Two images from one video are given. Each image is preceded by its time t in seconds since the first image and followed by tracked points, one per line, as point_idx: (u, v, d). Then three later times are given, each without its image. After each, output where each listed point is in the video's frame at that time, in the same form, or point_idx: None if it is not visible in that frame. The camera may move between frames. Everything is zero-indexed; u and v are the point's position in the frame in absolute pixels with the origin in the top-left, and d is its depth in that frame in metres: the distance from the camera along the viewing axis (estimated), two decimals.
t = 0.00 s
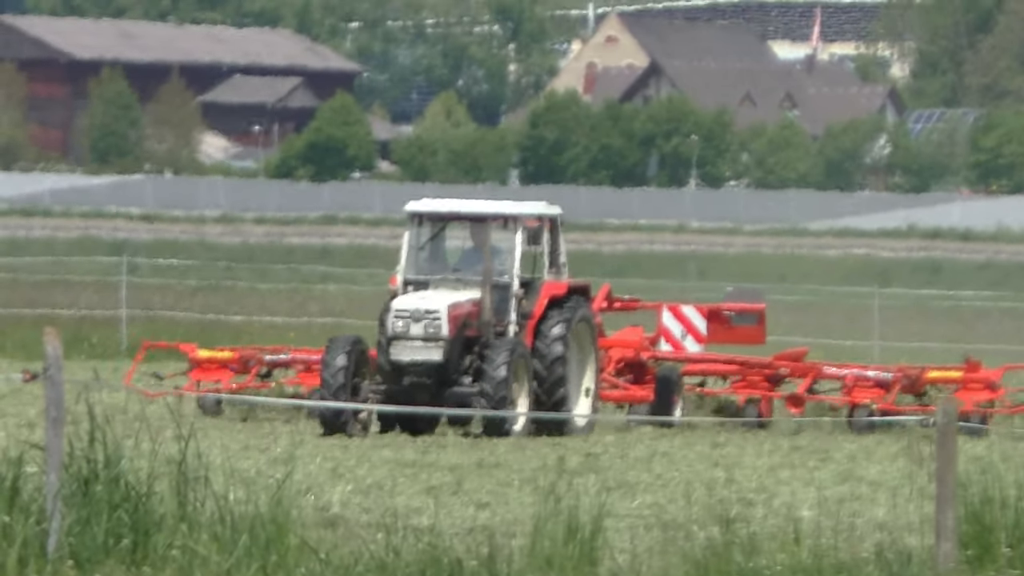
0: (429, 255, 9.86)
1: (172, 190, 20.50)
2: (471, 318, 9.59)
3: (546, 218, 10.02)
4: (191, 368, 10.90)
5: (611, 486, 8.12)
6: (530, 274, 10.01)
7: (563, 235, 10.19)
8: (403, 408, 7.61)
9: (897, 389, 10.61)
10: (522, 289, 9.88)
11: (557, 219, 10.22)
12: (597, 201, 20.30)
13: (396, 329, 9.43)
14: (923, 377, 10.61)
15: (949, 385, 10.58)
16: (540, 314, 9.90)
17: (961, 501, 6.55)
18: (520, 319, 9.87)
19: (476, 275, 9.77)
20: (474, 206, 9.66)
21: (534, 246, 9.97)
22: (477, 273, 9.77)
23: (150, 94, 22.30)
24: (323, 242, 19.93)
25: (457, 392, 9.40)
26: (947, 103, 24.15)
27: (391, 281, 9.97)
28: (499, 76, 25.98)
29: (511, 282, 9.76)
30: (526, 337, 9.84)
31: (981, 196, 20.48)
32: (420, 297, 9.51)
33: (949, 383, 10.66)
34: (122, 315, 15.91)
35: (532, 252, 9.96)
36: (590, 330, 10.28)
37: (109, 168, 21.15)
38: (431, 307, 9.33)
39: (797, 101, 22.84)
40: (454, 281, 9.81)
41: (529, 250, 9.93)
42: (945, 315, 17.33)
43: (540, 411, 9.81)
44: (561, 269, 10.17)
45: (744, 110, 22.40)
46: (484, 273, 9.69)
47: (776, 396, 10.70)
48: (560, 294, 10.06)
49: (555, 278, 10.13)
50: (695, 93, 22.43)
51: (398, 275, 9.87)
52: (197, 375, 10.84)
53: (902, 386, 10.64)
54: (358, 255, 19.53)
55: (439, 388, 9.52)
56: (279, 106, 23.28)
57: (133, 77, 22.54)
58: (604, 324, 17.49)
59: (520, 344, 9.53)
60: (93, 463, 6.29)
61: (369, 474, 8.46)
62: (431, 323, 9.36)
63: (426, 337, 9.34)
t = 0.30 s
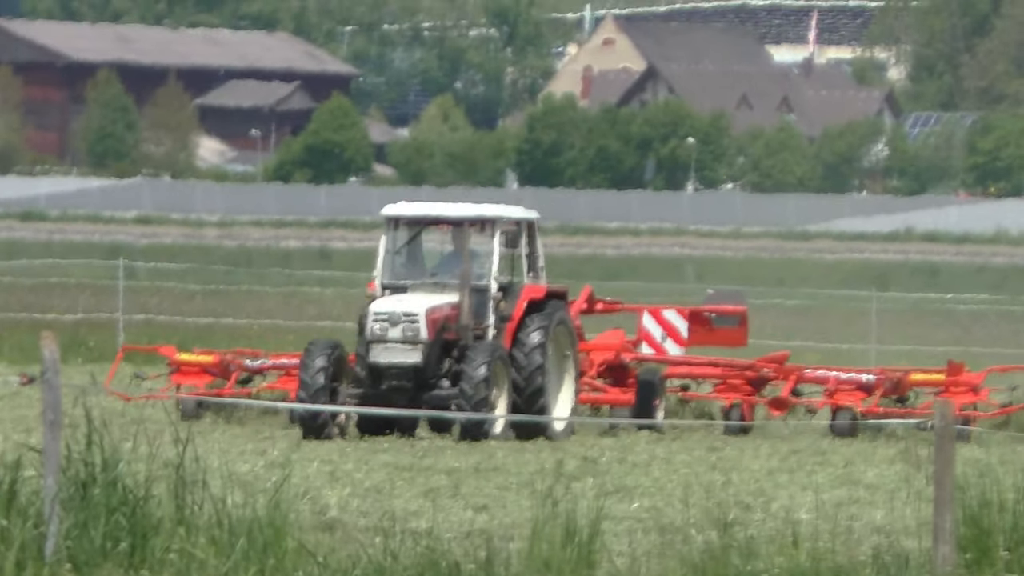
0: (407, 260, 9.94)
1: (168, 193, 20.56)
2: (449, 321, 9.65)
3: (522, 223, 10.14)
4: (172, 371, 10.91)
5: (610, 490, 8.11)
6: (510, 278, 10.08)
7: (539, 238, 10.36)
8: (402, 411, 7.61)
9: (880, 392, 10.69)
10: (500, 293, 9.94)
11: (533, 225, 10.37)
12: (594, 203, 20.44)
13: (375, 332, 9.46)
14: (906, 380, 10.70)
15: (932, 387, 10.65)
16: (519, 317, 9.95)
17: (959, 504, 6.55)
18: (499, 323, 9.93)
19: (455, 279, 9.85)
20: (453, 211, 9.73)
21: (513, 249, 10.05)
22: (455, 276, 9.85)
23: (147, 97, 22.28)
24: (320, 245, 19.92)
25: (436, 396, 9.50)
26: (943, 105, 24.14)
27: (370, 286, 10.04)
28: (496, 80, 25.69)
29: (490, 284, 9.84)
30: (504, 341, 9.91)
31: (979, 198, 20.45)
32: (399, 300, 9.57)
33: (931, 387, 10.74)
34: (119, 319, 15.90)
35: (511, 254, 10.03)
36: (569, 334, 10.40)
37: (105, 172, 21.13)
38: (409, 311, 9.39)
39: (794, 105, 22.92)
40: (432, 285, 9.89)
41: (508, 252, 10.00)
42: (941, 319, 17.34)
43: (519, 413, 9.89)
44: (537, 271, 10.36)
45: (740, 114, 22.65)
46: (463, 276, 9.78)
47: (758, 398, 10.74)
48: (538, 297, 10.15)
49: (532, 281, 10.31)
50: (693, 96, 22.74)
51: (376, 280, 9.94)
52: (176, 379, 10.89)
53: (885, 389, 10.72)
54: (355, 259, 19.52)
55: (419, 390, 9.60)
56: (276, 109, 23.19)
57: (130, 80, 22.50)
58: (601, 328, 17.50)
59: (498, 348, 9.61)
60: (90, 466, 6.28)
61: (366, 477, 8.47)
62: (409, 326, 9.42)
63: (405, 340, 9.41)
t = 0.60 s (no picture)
0: (392, 261, 10.56)
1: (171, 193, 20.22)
2: (434, 322, 10.32)
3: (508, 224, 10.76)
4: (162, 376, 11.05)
5: (611, 490, 8.13)
6: (494, 279, 10.73)
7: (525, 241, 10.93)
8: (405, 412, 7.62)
9: (866, 394, 10.92)
10: (485, 295, 10.63)
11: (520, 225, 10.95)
12: (598, 201, 19.93)
13: (360, 332, 10.13)
14: (891, 383, 10.94)
15: (916, 389, 10.89)
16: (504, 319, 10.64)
17: (961, 504, 6.56)
18: (483, 324, 10.62)
19: (439, 281, 10.48)
20: (438, 213, 10.36)
21: (497, 251, 10.70)
22: (439, 278, 10.49)
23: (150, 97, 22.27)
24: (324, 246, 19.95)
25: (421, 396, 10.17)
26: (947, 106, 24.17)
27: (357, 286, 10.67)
28: (498, 80, 25.56)
29: (475, 286, 10.51)
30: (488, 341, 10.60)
31: (982, 198, 20.43)
32: (384, 300, 10.23)
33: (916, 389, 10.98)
34: (122, 320, 15.96)
35: (495, 256, 10.68)
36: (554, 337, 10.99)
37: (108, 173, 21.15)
38: (394, 312, 10.07)
39: (797, 106, 23.06)
40: (416, 285, 10.52)
41: (492, 254, 10.66)
42: (943, 319, 17.42)
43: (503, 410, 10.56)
44: (523, 274, 10.95)
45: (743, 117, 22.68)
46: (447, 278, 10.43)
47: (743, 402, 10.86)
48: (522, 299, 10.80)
49: (518, 282, 10.91)
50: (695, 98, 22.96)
51: (362, 280, 10.56)
52: (163, 384, 11.08)
53: (871, 392, 10.96)
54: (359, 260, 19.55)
55: (404, 390, 10.26)
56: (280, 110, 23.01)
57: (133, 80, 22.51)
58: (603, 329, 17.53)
59: (481, 350, 10.26)
60: (94, 467, 6.30)
61: (369, 478, 8.48)
62: (393, 326, 10.10)
63: (390, 340, 10.08)
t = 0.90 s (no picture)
0: (373, 262, 10.00)
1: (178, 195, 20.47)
2: (418, 322, 9.72)
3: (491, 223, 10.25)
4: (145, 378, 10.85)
5: (615, 493, 8.11)
6: (477, 278, 10.21)
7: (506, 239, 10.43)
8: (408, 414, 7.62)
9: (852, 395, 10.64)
10: (468, 293, 10.08)
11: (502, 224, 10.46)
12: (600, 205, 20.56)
13: (342, 333, 9.56)
14: (878, 383, 10.65)
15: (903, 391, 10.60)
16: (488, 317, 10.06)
17: (966, 506, 6.56)
18: (467, 323, 10.04)
19: (422, 280, 9.92)
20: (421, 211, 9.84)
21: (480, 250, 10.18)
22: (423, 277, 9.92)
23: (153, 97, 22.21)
24: (327, 247, 19.94)
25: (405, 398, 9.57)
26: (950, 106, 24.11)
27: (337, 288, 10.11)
28: (502, 81, 25.21)
29: (458, 285, 9.94)
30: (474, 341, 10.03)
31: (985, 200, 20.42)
32: (368, 301, 9.67)
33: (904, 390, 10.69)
34: (126, 321, 15.98)
35: (478, 255, 10.16)
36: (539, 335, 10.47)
37: (111, 174, 21.12)
38: (378, 311, 9.49)
39: (800, 108, 22.81)
40: (399, 285, 9.96)
41: (475, 253, 10.14)
42: (946, 320, 17.47)
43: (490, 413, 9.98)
44: (506, 273, 10.45)
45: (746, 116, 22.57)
46: (431, 277, 9.85)
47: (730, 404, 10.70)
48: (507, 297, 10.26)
49: (500, 282, 10.41)
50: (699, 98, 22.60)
51: (344, 282, 10.01)
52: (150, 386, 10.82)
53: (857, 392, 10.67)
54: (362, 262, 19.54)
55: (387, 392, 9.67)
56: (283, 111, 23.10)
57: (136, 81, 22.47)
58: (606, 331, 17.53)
59: (468, 348, 9.73)
60: (97, 468, 6.29)
61: (372, 480, 8.46)
62: (377, 326, 9.51)
63: (373, 340, 9.49)
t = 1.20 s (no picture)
0: (350, 265, 11.69)
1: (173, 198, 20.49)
2: (394, 326, 11.38)
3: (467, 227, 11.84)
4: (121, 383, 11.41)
5: (611, 495, 8.12)
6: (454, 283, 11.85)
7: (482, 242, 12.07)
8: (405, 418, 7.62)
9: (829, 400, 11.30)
10: (443, 297, 11.73)
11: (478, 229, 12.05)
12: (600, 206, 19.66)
13: (319, 336, 11.17)
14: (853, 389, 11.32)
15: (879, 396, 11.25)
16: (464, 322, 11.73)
17: (962, 509, 6.57)
18: (443, 327, 11.71)
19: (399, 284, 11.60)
20: (397, 218, 11.43)
21: (456, 252, 11.78)
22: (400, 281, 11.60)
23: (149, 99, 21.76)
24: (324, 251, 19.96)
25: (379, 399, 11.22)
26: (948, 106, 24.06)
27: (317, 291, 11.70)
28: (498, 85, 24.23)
29: (433, 289, 11.60)
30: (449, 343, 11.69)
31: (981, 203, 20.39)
32: (342, 305, 11.29)
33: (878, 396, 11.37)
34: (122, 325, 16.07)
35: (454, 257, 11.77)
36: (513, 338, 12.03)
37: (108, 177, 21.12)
38: (351, 316, 11.12)
39: (795, 109, 23.02)
40: (375, 288, 11.65)
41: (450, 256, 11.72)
42: (943, 324, 17.50)
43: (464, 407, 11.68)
44: (482, 276, 12.11)
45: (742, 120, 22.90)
46: (408, 282, 11.50)
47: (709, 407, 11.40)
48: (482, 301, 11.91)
49: (478, 285, 12.07)
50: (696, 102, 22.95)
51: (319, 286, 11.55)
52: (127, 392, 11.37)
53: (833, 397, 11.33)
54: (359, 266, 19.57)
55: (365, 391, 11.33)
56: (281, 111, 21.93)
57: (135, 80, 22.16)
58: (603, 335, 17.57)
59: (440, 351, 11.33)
60: (92, 471, 6.28)
61: (368, 483, 8.47)
62: (351, 330, 11.15)
63: (346, 342, 11.12)
